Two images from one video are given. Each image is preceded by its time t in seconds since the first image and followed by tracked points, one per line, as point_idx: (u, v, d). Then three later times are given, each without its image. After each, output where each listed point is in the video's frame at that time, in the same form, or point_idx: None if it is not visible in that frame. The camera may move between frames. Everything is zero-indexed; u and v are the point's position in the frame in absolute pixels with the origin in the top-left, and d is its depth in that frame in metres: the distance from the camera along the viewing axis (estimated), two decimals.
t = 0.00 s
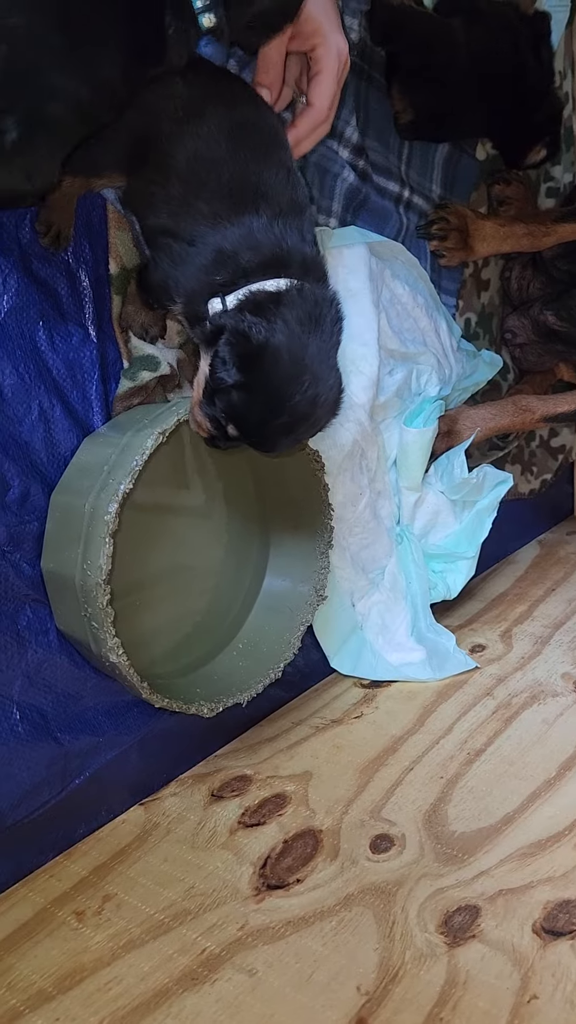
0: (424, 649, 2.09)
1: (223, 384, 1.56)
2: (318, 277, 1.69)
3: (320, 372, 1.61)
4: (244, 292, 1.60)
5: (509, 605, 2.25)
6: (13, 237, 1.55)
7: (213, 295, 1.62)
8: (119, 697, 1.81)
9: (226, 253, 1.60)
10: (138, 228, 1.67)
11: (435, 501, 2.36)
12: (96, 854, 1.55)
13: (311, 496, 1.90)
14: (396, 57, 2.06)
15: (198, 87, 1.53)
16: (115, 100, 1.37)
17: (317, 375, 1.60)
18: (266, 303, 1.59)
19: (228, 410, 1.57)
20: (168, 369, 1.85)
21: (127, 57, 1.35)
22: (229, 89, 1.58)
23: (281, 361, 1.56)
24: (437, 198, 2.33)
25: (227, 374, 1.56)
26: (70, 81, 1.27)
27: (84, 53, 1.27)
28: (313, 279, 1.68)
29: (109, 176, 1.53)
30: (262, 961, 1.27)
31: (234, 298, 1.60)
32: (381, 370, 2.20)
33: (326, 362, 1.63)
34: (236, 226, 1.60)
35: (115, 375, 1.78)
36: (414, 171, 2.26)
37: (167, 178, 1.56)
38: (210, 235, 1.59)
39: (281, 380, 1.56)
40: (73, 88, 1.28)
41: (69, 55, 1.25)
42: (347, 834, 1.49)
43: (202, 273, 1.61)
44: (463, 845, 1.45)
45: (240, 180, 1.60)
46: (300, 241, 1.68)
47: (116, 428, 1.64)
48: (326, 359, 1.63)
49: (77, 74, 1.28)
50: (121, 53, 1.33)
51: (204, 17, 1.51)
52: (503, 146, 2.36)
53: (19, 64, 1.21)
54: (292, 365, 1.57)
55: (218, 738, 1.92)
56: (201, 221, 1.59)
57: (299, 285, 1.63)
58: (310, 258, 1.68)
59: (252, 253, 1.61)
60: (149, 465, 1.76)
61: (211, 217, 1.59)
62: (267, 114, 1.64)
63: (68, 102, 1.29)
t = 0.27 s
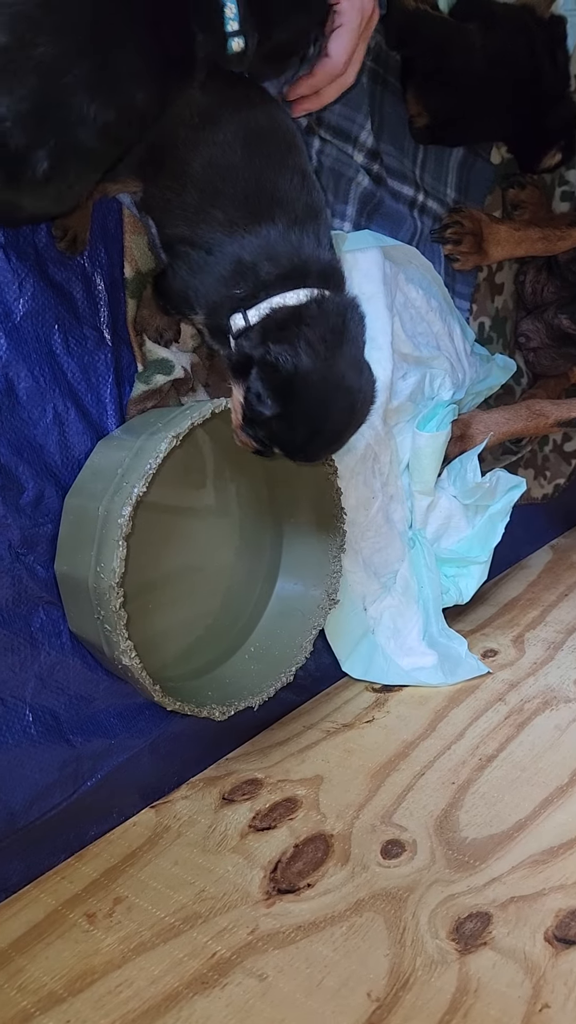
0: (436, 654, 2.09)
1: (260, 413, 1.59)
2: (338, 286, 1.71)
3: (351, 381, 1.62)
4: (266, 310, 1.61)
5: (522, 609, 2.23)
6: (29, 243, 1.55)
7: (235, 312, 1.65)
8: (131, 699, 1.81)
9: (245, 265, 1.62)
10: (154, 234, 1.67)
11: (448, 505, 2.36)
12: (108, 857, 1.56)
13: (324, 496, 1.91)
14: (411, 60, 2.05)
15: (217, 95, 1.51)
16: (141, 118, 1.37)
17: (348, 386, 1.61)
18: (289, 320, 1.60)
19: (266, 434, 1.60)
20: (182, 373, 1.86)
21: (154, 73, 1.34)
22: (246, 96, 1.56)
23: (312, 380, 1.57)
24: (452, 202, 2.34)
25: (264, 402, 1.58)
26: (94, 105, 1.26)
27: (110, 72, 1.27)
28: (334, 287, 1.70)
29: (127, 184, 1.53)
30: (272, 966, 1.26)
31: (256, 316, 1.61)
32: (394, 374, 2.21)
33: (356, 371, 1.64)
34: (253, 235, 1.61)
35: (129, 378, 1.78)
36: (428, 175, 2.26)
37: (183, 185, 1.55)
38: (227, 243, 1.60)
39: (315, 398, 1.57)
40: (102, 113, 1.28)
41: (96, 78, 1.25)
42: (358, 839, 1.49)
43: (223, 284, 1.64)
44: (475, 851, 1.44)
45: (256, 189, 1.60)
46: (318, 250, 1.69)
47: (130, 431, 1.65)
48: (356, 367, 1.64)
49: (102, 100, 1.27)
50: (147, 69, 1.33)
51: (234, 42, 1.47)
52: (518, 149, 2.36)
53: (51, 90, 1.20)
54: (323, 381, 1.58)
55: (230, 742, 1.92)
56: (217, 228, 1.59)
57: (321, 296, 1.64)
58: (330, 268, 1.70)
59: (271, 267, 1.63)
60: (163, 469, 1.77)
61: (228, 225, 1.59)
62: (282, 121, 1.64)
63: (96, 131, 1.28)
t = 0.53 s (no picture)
0: (446, 660, 2.08)
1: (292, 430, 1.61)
2: (354, 293, 1.73)
3: (378, 392, 1.66)
4: (288, 326, 1.64)
5: (534, 614, 2.21)
6: (43, 246, 1.56)
7: (258, 327, 1.67)
8: (142, 703, 1.82)
9: (264, 275, 1.63)
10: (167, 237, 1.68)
11: (459, 510, 2.35)
12: (117, 861, 1.56)
13: (333, 497, 1.90)
14: (425, 64, 2.06)
15: (230, 101, 1.52)
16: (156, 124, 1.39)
17: (375, 396, 1.65)
18: (313, 335, 1.64)
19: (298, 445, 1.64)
20: (195, 377, 1.85)
21: (169, 79, 1.38)
22: (259, 102, 1.58)
23: (342, 396, 1.61)
24: (464, 206, 2.33)
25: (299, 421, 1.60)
26: (121, 108, 1.33)
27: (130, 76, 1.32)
28: (352, 295, 1.72)
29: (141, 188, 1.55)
30: (282, 973, 1.26)
31: (280, 332, 1.64)
32: (406, 379, 2.21)
33: (381, 379, 1.68)
34: (271, 244, 1.62)
35: (142, 381, 1.78)
36: (441, 179, 2.26)
37: (196, 190, 1.55)
38: (241, 250, 1.61)
39: (347, 413, 1.61)
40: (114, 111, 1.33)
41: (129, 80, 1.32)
42: (368, 845, 1.48)
43: (240, 292, 1.65)
44: (486, 859, 1.43)
45: (269, 194, 1.59)
46: (333, 255, 1.70)
47: (143, 435, 1.66)
48: (381, 374, 1.67)
49: (128, 103, 1.33)
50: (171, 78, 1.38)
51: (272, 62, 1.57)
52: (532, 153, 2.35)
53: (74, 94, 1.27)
54: (352, 396, 1.61)
55: (240, 747, 1.91)
56: (232, 234, 1.59)
57: (340, 306, 1.67)
58: (346, 277, 1.71)
59: (291, 280, 1.65)
60: (173, 474, 1.80)
61: (242, 232, 1.59)
62: (294, 126, 1.63)
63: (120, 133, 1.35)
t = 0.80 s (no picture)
0: (454, 666, 2.08)
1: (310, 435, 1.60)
2: (367, 300, 1.74)
3: (394, 397, 1.67)
4: (305, 337, 1.65)
5: (542, 620, 2.20)
6: (54, 253, 1.57)
7: (273, 339, 1.67)
8: (150, 708, 1.82)
9: (277, 283, 1.64)
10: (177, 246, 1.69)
11: (467, 516, 2.34)
12: (124, 866, 1.56)
13: (340, 503, 1.90)
14: (434, 71, 2.07)
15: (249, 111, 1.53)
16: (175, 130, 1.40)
17: (391, 402, 1.66)
18: (329, 344, 1.65)
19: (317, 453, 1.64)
20: (204, 383, 1.86)
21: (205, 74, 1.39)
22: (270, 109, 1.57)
23: (359, 402, 1.62)
24: (473, 212, 2.34)
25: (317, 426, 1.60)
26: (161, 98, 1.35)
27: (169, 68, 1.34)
28: (366, 303, 1.74)
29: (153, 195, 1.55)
30: (290, 979, 1.25)
31: (296, 343, 1.65)
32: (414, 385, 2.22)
33: (397, 385, 1.69)
34: (285, 254, 1.63)
35: (151, 387, 1.79)
36: (450, 185, 2.27)
37: (207, 198, 1.56)
38: (254, 260, 1.62)
39: (364, 420, 1.62)
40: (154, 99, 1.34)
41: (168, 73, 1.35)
42: (376, 852, 1.48)
43: (257, 305, 1.66)
44: (494, 867, 1.42)
45: (280, 203, 1.60)
46: (345, 262, 1.71)
47: (152, 441, 1.66)
48: (396, 380, 1.69)
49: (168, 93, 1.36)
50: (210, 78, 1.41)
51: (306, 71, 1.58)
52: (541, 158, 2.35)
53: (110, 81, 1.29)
54: (369, 402, 1.62)
55: (247, 752, 1.91)
56: (244, 243, 1.60)
57: (355, 316, 1.69)
58: (357, 284, 1.73)
59: (306, 289, 1.66)
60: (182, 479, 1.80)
61: (255, 241, 1.61)
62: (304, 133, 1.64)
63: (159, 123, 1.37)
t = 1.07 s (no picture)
0: (458, 671, 2.08)
1: (314, 444, 1.60)
2: (371, 308, 1.75)
3: (396, 406, 1.68)
4: (309, 345, 1.66)
5: (546, 626, 2.20)
6: (60, 258, 1.58)
7: (279, 346, 1.69)
8: (154, 712, 1.82)
9: (283, 291, 1.65)
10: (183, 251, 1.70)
11: (472, 521, 2.34)
12: (128, 871, 1.56)
13: (346, 507, 1.90)
14: (438, 78, 2.08)
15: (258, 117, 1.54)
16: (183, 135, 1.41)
17: (394, 410, 1.67)
18: (334, 352, 1.65)
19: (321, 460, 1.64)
20: (209, 388, 1.86)
21: (227, 73, 1.41)
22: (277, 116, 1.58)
23: (363, 411, 1.62)
24: (478, 218, 2.34)
25: (322, 435, 1.59)
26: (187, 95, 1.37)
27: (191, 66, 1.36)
28: (371, 312, 1.74)
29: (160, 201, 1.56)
30: (293, 985, 1.25)
31: (301, 351, 1.66)
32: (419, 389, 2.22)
33: (399, 394, 1.70)
34: (290, 263, 1.64)
35: (156, 391, 1.79)
36: (455, 191, 2.27)
37: (211, 205, 1.57)
38: (259, 269, 1.63)
39: (368, 429, 1.62)
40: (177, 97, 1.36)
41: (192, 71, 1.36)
42: (380, 857, 1.48)
43: (263, 313, 1.67)
44: (498, 873, 1.42)
45: (285, 211, 1.61)
46: (350, 270, 1.72)
47: (157, 445, 1.66)
48: (398, 389, 1.69)
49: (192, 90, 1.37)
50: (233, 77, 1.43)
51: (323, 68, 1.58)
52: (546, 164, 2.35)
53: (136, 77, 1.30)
54: (373, 411, 1.63)
55: (251, 757, 1.91)
56: (249, 251, 1.62)
57: (360, 325, 1.69)
58: (362, 292, 1.73)
59: (312, 298, 1.67)
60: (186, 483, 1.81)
61: (261, 249, 1.62)
62: (309, 141, 1.65)
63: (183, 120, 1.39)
